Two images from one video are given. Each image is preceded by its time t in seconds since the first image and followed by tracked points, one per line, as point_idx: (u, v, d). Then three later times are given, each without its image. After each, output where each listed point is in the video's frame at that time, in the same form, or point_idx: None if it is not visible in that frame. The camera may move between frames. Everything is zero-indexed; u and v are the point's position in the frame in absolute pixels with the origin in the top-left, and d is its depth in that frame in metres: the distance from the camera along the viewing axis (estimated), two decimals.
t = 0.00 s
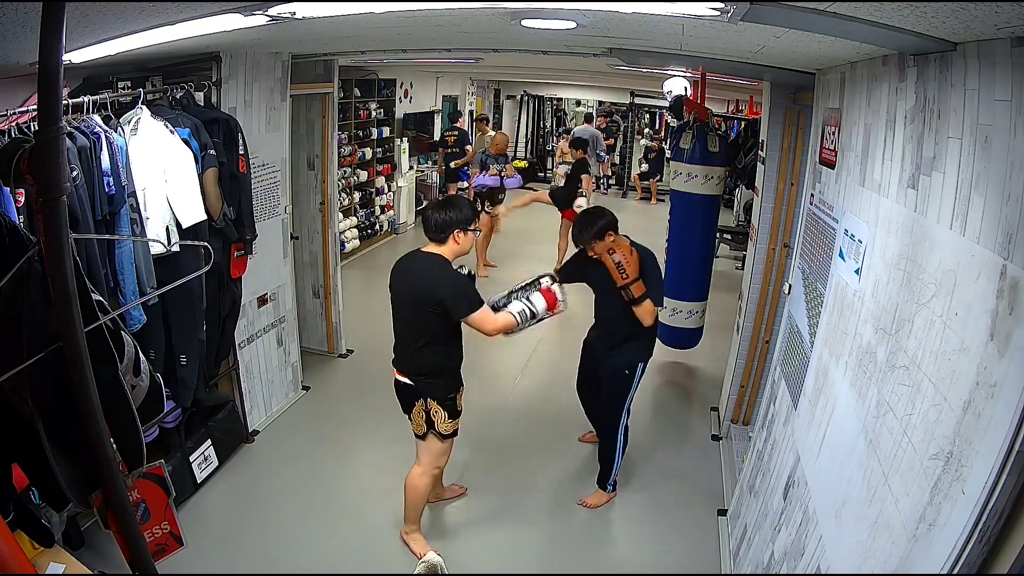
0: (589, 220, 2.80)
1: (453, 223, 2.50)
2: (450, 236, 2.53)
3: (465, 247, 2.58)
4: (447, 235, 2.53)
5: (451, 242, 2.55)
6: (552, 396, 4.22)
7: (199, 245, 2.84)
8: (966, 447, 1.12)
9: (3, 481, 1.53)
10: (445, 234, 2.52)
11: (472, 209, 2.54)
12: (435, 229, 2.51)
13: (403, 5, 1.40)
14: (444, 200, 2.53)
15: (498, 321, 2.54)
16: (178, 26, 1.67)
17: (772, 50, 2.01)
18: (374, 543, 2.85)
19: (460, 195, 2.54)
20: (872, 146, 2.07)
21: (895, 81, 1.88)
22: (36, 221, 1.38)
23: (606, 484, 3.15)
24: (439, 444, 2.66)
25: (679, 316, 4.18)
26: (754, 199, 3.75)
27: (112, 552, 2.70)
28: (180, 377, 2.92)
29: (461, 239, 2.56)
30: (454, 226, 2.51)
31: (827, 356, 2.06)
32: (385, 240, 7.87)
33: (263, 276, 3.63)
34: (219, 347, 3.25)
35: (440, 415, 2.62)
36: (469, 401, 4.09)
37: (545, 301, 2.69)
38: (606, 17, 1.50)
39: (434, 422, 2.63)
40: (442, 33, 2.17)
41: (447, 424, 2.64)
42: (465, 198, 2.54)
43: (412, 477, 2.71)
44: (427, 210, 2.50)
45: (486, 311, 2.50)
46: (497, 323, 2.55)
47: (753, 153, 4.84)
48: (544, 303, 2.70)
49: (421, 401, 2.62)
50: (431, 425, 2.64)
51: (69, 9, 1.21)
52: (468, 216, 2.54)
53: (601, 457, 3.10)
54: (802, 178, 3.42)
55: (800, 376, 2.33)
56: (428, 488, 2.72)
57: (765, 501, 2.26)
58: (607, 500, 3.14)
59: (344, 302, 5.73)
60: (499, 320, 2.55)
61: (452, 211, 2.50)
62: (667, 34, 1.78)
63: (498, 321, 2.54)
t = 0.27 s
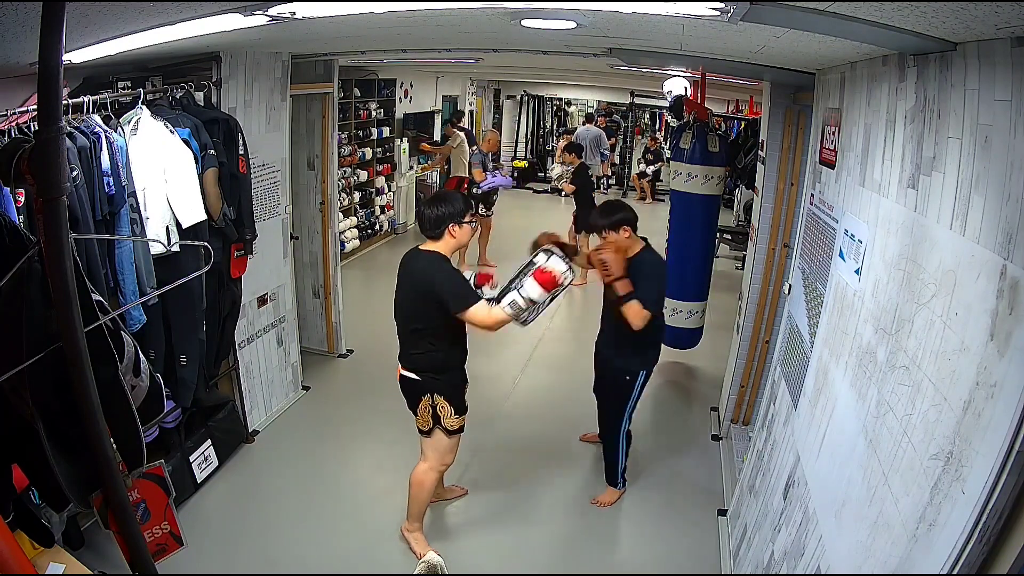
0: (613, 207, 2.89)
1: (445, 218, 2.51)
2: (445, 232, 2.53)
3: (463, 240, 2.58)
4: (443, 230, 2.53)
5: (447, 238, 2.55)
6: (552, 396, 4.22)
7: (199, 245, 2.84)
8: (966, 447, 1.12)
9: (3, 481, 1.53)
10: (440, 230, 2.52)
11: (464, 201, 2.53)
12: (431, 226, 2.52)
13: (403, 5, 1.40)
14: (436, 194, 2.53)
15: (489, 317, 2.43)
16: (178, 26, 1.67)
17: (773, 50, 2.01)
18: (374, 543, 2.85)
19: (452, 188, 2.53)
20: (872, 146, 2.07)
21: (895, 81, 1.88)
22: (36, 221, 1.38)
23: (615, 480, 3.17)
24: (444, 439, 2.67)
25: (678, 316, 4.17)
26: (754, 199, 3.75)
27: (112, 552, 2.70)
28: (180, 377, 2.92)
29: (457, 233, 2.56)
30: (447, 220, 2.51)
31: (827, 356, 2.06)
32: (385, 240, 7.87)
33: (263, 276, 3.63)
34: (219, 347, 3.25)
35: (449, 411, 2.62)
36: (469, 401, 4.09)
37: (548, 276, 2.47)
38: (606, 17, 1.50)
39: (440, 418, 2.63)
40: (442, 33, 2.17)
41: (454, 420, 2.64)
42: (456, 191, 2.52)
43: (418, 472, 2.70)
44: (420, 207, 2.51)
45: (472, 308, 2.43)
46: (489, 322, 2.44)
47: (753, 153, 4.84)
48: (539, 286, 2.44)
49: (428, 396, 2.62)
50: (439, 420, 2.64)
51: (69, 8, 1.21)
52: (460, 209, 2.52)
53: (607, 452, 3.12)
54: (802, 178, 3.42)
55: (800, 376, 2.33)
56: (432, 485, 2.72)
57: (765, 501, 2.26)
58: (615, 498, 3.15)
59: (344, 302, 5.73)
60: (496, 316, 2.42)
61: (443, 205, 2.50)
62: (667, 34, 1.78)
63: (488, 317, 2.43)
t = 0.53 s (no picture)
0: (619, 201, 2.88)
1: (448, 224, 2.50)
2: (448, 239, 2.53)
3: (466, 249, 2.58)
4: (446, 237, 2.53)
5: (450, 245, 2.55)
6: (552, 396, 4.22)
7: (199, 245, 2.84)
8: (966, 447, 1.12)
9: (3, 481, 1.53)
10: (443, 236, 2.52)
11: (468, 209, 2.53)
12: (433, 232, 2.51)
13: (403, 5, 1.40)
14: (438, 201, 2.53)
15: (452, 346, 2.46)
16: (178, 26, 1.67)
17: (773, 50, 2.01)
18: (374, 544, 2.84)
19: (454, 195, 2.53)
20: (872, 146, 2.07)
21: (895, 81, 1.88)
22: (36, 221, 1.38)
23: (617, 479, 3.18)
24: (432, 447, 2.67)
25: (678, 316, 4.16)
26: (754, 199, 3.75)
27: (112, 552, 2.70)
28: (180, 377, 2.92)
29: (460, 240, 2.55)
30: (449, 227, 2.51)
31: (827, 356, 2.06)
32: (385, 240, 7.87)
33: (263, 276, 3.63)
34: (219, 347, 3.25)
35: (433, 421, 2.61)
36: (469, 401, 4.09)
37: (508, 336, 2.69)
38: (606, 17, 1.51)
39: (425, 426, 2.62)
40: (442, 33, 2.18)
41: (439, 429, 2.63)
42: (460, 198, 2.52)
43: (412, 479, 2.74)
44: (421, 214, 2.51)
45: (440, 327, 2.44)
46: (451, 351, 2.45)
47: (753, 153, 4.85)
48: (507, 340, 2.69)
49: (413, 405, 2.61)
50: (424, 429, 2.63)
51: (69, 9, 1.21)
52: (464, 217, 2.52)
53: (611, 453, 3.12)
54: (802, 178, 3.42)
55: (800, 376, 2.33)
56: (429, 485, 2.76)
57: (765, 501, 2.26)
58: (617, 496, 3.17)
59: (344, 302, 5.73)
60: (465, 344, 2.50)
61: (445, 213, 2.50)
62: (667, 34, 1.78)
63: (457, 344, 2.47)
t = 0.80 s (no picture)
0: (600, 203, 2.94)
1: (456, 222, 2.50)
2: (457, 236, 2.52)
3: (475, 248, 2.57)
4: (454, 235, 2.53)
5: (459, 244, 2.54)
6: (553, 396, 4.23)
7: (199, 245, 2.84)
8: (966, 447, 1.12)
9: (3, 481, 1.53)
10: (451, 234, 2.51)
11: (477, 207, 2.55)
12: (441, 229, 2.51)
13: (403, 5, 1.40)
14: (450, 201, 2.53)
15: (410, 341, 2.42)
16: (178, 26, 1.67)
17: (773, 50, 2.01)
18: (375, 543, 2.84)
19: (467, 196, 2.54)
20: (872, 146, 2.07)
21: (895, 82, 1.88)
22: (36, 221, 1.38)
23: (611, 478, 3.17)
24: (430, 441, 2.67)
25: (679, 316, 4.17)
26: (754, 199, 3.75)
27: (112, 552, 2.70)
28: (180, 377, 2.92)
29: (470, 239, 2.54)
30: (458, 225, 2.51)
31: (827, 356, 2.06)
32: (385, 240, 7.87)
33: (264, 276, 3.63)
34: (219, 347, 3.25)
35: (429, 413, 2.63)
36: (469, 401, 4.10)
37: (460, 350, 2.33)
38: (606, 17, 1.51)
39: (423, 420, 2.65)
40: (442, 33, 2.18)
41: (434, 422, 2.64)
42: (469, 197, 2.55)
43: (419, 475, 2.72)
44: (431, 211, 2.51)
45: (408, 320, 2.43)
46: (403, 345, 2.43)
47: (753, 153, 4.85)
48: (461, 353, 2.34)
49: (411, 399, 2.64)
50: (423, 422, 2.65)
51: (69, 9, 1.21)
52: (473, 215, 2.54)
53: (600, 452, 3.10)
54: (802, 178, 3.42)
55: (800, 376, 2.33)
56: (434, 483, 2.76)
57: (765, 501, 2.26)
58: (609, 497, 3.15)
59: (344, 302, 5.73)
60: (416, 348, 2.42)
61: (456, 211, 2.50)
62: (667, 34, 1.78)
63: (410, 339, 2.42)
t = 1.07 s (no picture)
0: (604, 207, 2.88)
1: (465, 219, 2.51)
2: (465, 232, 2.54)
3: (483, 243, 2.58)
4: (462, 230, 2.54)
5: (466, 239, 2.56)
6: (553, 396, 4.23)
7: (199, 245, 2.84)
8: (966, 447, 1.12)
9: (3, 482, 1.53)
10: (459, 229, 2.53)
11: (485, 203, 2.53)
12: (449, 224, 2.54)
13: (403, 5, 1.40)
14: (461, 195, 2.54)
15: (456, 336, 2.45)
16: (178, 26, 1.67)
17: (773, 50, 2.01)
18: (375, 544, 2.84)
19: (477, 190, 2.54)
20: (872, 146, 2.07)
21: (895, 81, 1.88)
22: (36, 221, 1.38)
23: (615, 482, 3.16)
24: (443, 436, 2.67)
25: (679, 316, 4.16)
26: (754, 199, 3.75)
27: (112, 552, 2.70)
28: (180, 377, 2.92)
29: (478, 235, 2.56)
30: (467, 222, 2.52)
31: (827, 356, 2.06)
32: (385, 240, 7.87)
33: (264, 276, 3.63)
34: (219, 347, 3.25)
35: (444, 409, 2.63)
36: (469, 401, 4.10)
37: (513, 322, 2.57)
38: (606, 17, 1.51)
39: (436, 414, 2.64)
40: (442, 33, 2.18)
41: (449, 418, 2.64)
42: (478, 193, 2.54)
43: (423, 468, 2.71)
44: (441, 207, 2.53)
45: (444, 315, 2.45)
46: (450, 343, 2.45)
47: (753, 153, 4.85)
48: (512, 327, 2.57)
49: (424, 392, 2.64)
50: (435, 417, 2.65)
51: (69, 9, 1.21)
52: (481, 210, 2.52)
53: (597, 453, 3.09)
54: (802, 178, 3.42)
55: (800, 376, 2.33)
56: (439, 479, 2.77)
57: (765, 501, 2.26)
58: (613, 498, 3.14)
59: (344, 302, 5.73)
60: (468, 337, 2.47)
61: (465, 207, 2.51)
62: (667, 34, 1.78)
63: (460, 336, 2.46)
